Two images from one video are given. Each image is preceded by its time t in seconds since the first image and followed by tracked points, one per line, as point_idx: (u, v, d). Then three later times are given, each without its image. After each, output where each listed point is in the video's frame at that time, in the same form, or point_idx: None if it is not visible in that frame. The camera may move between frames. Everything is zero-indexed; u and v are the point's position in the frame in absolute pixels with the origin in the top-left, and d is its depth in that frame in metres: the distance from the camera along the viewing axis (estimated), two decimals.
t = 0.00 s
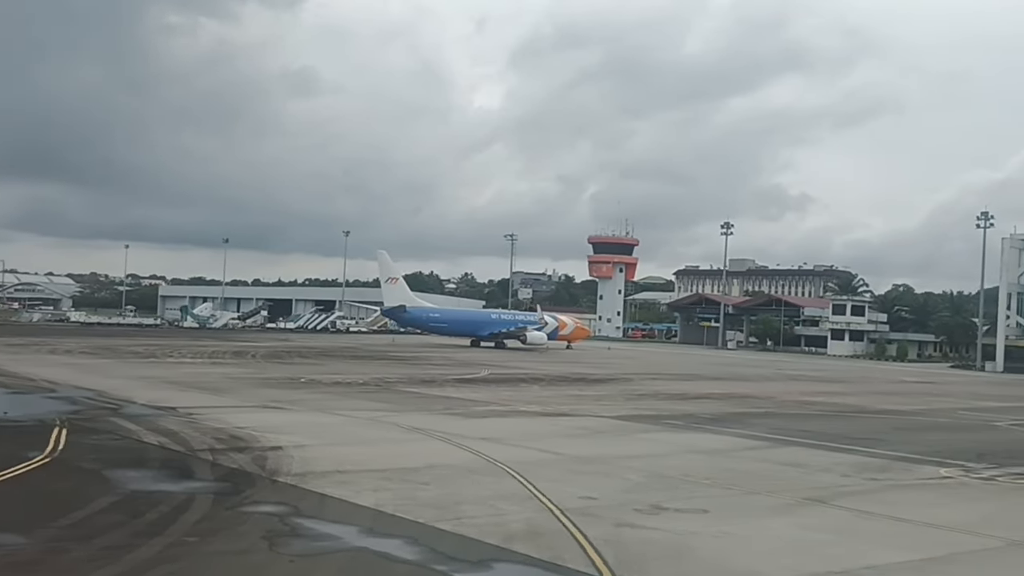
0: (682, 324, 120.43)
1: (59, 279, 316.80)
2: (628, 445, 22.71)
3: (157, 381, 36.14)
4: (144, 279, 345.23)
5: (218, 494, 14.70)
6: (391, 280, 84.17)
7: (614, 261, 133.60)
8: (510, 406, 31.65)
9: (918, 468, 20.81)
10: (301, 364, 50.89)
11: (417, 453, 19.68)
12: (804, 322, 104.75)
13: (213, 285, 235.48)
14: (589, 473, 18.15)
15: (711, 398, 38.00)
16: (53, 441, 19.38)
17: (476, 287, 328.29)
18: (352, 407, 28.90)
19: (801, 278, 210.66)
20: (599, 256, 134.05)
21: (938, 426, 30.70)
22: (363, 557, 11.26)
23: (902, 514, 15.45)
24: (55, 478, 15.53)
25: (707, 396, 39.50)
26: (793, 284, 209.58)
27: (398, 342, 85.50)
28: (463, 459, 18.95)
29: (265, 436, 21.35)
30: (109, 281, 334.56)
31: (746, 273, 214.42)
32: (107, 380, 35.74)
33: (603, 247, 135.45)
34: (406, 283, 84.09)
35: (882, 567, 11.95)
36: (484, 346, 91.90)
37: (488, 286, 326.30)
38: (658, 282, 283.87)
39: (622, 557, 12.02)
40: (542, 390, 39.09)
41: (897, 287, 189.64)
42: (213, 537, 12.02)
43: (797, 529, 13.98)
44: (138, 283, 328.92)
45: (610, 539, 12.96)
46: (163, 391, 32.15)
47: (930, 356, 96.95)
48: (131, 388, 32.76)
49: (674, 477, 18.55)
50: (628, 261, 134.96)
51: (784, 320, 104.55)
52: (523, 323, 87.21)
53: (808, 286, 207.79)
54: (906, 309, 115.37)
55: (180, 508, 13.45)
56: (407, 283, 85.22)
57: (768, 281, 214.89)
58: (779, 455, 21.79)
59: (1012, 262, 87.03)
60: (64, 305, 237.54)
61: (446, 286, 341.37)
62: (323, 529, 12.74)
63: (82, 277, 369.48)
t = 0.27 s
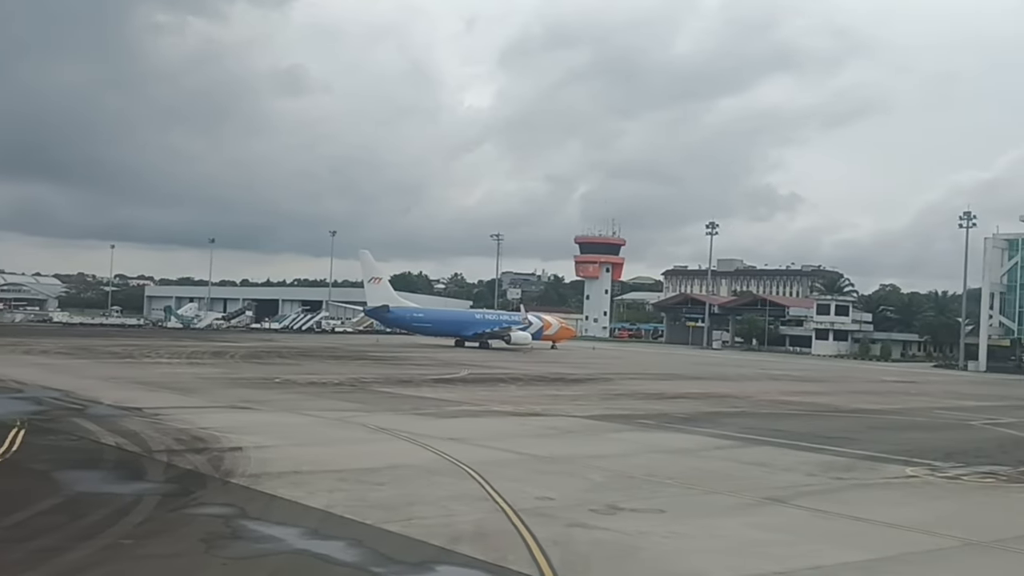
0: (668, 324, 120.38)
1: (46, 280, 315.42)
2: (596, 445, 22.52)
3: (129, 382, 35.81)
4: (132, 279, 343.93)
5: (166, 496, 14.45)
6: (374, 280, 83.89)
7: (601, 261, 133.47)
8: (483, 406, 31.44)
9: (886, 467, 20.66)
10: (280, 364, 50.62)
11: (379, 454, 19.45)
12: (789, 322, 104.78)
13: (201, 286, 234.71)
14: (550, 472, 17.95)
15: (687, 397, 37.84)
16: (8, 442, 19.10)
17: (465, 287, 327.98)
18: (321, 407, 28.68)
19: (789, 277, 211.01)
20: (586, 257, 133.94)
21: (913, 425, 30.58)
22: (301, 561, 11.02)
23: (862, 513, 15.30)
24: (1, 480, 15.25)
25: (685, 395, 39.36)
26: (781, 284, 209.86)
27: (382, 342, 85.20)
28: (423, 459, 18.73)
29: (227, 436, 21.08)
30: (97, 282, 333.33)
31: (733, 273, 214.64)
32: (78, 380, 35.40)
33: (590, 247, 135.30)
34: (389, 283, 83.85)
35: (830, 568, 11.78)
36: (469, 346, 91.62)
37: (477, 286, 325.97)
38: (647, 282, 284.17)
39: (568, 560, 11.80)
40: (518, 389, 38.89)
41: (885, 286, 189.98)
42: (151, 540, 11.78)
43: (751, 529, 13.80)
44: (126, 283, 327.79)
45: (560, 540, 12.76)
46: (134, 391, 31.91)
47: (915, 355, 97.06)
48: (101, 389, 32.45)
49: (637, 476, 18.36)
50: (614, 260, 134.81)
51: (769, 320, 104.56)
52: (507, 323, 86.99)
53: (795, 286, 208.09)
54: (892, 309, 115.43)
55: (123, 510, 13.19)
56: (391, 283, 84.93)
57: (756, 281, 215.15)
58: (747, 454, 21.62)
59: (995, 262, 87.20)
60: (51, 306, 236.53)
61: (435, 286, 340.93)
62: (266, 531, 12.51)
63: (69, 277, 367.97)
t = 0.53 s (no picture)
0: (654, 324, 120.35)
1: (33, 280, 314.19)
2: (562, 445, 22.32)
3: (100, 382, 35.49)
4: (119, 280, 342.86)
5: (111, 497, 14.21)
6: (357, 280, 83.62)
7: (587, 262, 133.34)
8: (455, 406, 31.22)
9: (852, 467, 20.50)
10: (258, 365, 50.33)
11: (339, 454, 19.22)
12: (774, 322, 104.81)
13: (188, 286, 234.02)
14: (510, 473, 17.73)
15: (664, 398, 37.68)
16: None
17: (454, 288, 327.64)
18: (290, 407, 28.45)
19: (777, 278, 211.33)
20: (572, 257, 133.80)
21: (887, 424, 30.49)
22: (237, 564, 10.79)
23: (820, 513, 15.17)
24: None
25: (662, 395, 39.22)
26: (768, 284, 210.11)
27: (365, 342, 84.92)
28: (383, 459, 18.51)
29: (188, 437, 20.82)
30: (84, 283, 332.14)
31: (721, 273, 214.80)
32: (48, 381, 35.08)
33: (575, 247, 135.18)
34: (372, 283, 83.61)
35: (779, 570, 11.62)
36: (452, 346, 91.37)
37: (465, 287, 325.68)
38: (636, 282, 284.36)
39: (513, 561, 11.60)
40: (494, 390, 38.68)
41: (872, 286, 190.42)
42: (87, 542, 11.54)
43: (704, 530, 13.62)
44: (113, 284, 326.80)
45: (508, 542, 12.55)
46: (103, 392, 31.61)
47: (899, 355, 97.22)
48: (70, 389, 32.15)
49: (598, 477, 18.16)
50: (600, 260, 134.73)
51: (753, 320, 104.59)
52: (491, 323, 86.74)
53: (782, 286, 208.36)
54: (878, 310, 115.56)
55: (64, 512, 12.95)
56: (374, 283, 84.66)
57: (743, 281, 215.36)
58: (713, 454, 21.44)
59: (977, 261, 87.56)
60: (37, 306, 235.67)
61: (424, 286, 340.55)
62: (208, 533, 12.27)
63: (57, 278, 366.68)
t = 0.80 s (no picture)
0: (636, 325, 120.47)
1: (16, 281, 312.41)
2: (525, 446, 22.28)
3: (69, 383, 35.21)
4: (103, 280, 341.32)
5: (56, 498, 14.07)
6: (337, 280, 83.48)
7: (570, 263, 133.35)
8: (424, 407, 31.13)
9: (813, 467, 20.53)
10: (233, 365, 50.11)
11: (297, 455, 19.09)
12: (755, 322, 105.14)
13: (171, 287, 233.08)
14: (467, 473, 17.66)
15: (636, 398, 37.70)
16: None
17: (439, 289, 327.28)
18: (256, 408, 28.28)
19: (761, 280, 211.93)
20: (555, 258, 133.77)
21: (856, 425, 30.54)
22: (171, 567, 10.67)
23: (773, 513, 15.13)
24: None
25: (635, 396, 39.20)
26: (753, 287, 210.78)
27: (345, 343, 84.67)
28: (340, 459, 18.41)
29: (146, 437, 20.68)
30: (68, 283, 330.28)
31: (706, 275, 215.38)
32: (16, 381, 34.79)
33: (559, 248, 135.21)
34: (352, 284, 83.46)
35: (722, 570, 11.58)
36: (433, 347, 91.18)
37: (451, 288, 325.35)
38: (621, 284, 284.64)
39: (454, 563, 11.54)
40: (467, 390, 38.61)
41: (855, 288, 191.17)
42: (22, 545, 11.42)
43: (652, 530, 13.58)
44: (97, 284, 325.17)
45: (453, 543, 12.45)
46: (69, 392, 31.37)
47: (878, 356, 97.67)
48: (37, 390, 31.88)
49: (555, 476, 18.12)
50: (584, 262, 134.77)
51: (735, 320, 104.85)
52: (472, 324, 86.61)
53: (767, 288, 208.98)
54: (858, 312, 115.88)
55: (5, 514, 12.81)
56: (354, 284, 84.52)
57: (728, 283, 215.85)
58: (676, 455, 21.43)
59: (956, 262, 88.21)
60: (20, 307, 234.43)
61: (410, 288, 340.00)
62: (147, 536, 12.14)
63: (40, 278, 364.56)
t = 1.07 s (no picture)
0: (613, 326, 120.56)
1: None
2: (481, 446, 22.12)
3: (28, 384, 34.78)
4: (80, 280, 338.81)
5: None
6: (310, 280, 83.19)
7: (548, 263, 133.28)
8: (387, 407, 30.93)
9: (768, 466, 20.48)
10: (201, 366, 49.79)
11: (247, 456, 18.86)
12: (730, 323, 105.42)
13: (148, 287, 231.55)
14: (417, 474, 17.49)
15: (603, 398, 37.62)
16: None
17: (419, 289, 326.61)
18: (215, 409, 28.02)
19: (740, 280, 212.61)
20: (533, 259, 133.67)
21: (819, 424, 30.53)
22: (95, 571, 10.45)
23: (720, 513, 15.01)
24: None
25: (603, 396, 39.10)
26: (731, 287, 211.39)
27: (319, 344, 84.32)
28: (289, 460, 18.19)
29: (96, 439, 20.39)
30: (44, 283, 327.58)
31: (684, 275, 215.88)
32: None
33: (536, 248, 135.14)
34: (325, 284, 83.19)
35: (658, 571, 11.46)
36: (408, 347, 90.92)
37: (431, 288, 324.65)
38: (601, 284, 285.04)
39: (387, 564, 11.36)
40: (434, 390, 38.41)
41: (834, 289, 191.97)
42: None
43: (594, 530, 13.46)
44: (74, 284, 322.63)
45: (390, 544, 12.28)
46: (27, 393, 30.98)
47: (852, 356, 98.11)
48: None
49: (507, 477, 17.97)
50: (561, 262, 134.76)
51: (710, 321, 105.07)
52: (447, 324, 86.42)
53: (746, 288, 209.62)
54: (834, 313, 116.28)
55: None
56: (327, 284, 84.29)
57: (706, 283, 216.38)
58: (632, 454, 21.33)
59: (928, 263, 88.72)
60: None
61: (389, 288, 339.09)
62: (76, 539, 11.90)
63: (16, 278, 361.35)
